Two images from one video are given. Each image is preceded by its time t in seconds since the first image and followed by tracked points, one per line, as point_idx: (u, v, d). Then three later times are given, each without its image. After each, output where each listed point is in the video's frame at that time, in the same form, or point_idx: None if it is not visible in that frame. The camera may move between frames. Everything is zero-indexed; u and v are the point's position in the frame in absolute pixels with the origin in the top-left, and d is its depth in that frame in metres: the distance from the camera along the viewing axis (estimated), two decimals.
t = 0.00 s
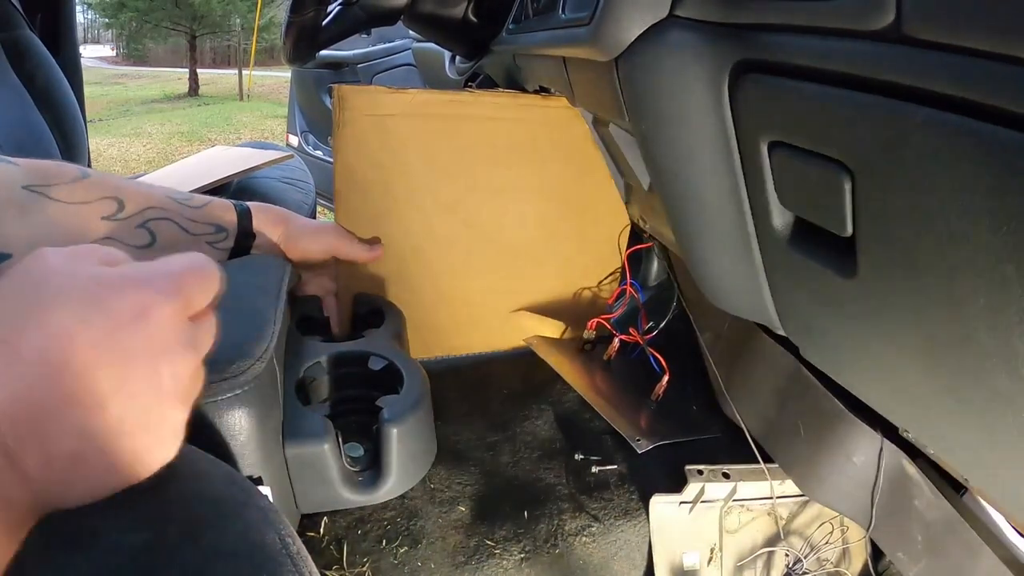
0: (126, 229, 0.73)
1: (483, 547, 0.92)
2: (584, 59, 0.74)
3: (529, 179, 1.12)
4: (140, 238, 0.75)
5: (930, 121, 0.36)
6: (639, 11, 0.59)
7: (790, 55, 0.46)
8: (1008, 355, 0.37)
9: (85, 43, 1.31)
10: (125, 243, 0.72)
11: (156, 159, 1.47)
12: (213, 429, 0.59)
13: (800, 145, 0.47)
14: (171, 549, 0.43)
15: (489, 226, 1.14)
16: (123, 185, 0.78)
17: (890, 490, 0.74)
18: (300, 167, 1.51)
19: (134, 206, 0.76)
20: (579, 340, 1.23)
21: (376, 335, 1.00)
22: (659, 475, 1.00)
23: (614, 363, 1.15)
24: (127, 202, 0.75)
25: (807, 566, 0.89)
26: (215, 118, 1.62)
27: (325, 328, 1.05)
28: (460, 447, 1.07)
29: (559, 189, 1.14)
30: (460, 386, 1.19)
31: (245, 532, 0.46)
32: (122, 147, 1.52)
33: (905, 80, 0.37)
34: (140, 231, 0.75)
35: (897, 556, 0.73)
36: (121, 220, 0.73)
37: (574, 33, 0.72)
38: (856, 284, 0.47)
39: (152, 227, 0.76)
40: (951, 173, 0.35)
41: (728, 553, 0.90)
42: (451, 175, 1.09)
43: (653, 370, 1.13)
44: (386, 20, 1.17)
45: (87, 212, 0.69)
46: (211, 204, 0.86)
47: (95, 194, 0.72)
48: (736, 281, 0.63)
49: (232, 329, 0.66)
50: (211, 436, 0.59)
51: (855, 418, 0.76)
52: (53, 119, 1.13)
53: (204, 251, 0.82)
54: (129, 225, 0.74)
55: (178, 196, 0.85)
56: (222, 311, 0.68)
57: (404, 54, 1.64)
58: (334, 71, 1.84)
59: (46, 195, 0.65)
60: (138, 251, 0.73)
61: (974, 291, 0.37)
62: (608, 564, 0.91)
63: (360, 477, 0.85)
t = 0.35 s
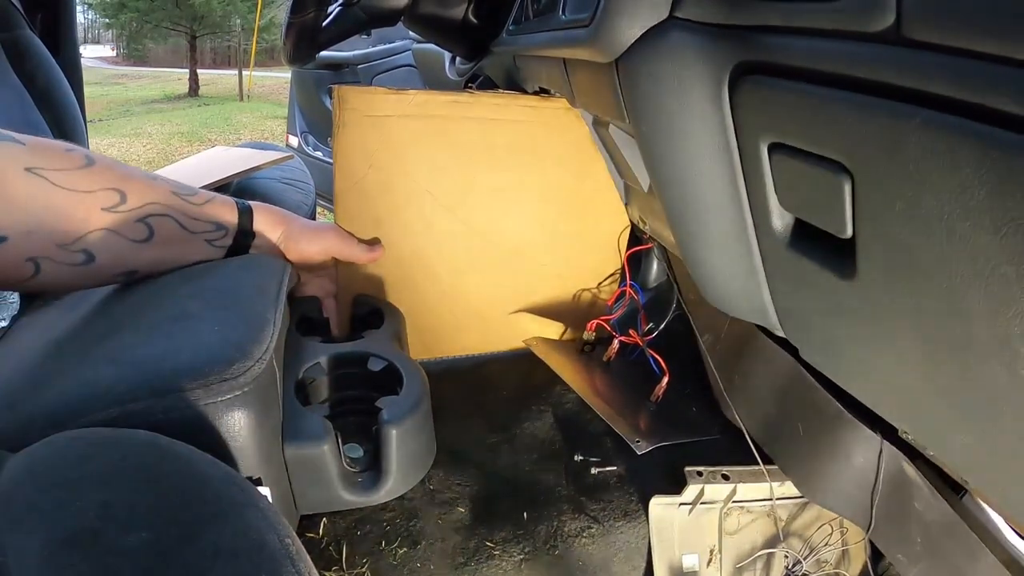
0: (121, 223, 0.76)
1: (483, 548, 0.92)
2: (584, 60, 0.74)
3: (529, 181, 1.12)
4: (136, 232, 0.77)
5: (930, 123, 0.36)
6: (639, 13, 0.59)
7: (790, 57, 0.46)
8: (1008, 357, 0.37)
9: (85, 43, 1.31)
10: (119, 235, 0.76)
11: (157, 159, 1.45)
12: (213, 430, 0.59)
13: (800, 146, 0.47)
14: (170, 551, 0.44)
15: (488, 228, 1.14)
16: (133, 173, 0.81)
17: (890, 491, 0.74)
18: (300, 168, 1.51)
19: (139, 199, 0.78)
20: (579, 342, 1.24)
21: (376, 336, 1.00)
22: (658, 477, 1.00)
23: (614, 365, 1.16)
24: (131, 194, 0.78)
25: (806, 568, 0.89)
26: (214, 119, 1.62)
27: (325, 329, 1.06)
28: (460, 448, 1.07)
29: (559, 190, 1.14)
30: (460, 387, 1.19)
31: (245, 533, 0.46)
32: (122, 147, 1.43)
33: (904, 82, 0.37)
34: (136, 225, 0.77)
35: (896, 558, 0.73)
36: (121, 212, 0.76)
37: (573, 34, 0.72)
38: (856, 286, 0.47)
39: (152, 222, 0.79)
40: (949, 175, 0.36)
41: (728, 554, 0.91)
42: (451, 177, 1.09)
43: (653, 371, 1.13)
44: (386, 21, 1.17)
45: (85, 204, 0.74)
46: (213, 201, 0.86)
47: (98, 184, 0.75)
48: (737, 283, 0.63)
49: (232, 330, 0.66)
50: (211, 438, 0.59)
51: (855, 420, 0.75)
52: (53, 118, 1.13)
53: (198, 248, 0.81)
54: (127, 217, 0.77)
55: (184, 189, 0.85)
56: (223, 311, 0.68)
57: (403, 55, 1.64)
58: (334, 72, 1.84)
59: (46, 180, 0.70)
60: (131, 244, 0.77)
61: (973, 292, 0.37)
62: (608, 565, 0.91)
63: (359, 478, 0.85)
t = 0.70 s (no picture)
0: (123, 225, 0.76)
1: (482, 549, 0.92)
2: (584, 62, 0.74)
3: (529, 181, 1.12)
4: (138, 235, 0.77)
5: (929, 124, 0.36)
6: (639, 14, 0.59)
7: (789, 59, 0.46)
8: (1006, 358, 0.37)
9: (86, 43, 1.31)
10: (123, 238, 0.76)
11: (158, 160, 1.45)
12: (213, 431, 0.59)
13: (800, 148, 0.47)
14: (169, 551, 0.44)
15: (488, 228, 1.14)
16: (138, 175, 0.81)
17: (889, 493, 0.74)
18: (299, 168, 1.51)
19: (142, 202, 0.78)
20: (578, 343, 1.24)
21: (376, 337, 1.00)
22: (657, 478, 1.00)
23: (613, 366, 1.16)
24: (134, 197, 0.78)
25: (805, 569, 0.89)
26: (214, 119, 1.63)
27: (324, 329, 1.05)
28: (459, 449, 1.07)
29: (559, 191, 1.14)
30: (460, 388, 1.19)
31: (244, 534, 0.46)
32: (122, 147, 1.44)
33: (904, 83, 0.37)
34: (139, 227, 0.77)
35: (894, 559, 0.74)
36: (125, 216, 0.76)
37: (573, 36, 0.72)
38: (855, 287, 0.47)
39: (155, 224, 0.79)
40: (948, 177, 0.36)
41: (727, 556, 0.92)
42: (451, 177, 1.09)
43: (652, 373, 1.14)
44: (386, 22, 1.17)
45: (89, 206, 0.73)
46: (215, 202, 0.86)
47: (100, 186, 0.75)
48: (736, 284, 0.63)
49: (232, 330, 0.66)
50: (211, 439, 0.60)
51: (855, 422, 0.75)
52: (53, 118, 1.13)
53: (200, 249, 0.82)
54: (131, 220, 0.77)
55: (185, 191, 0.85)
56: (222, 312, 0.68)
57: (403, 55, 1.64)
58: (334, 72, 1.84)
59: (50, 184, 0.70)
60: (135, 247, 0.77)
61: (972, 294, 0.37)
62: (607, 567, 0.92)
63: (359, 479, 0.85)
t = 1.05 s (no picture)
0: (124, 229, 0.76)
1: (482, 549, 0.92)
2: (584, 62, 0.74)
3: (528, 181, 1.12)
4: (139, 238, 0.77)
5: (929, 124, 0.36)
6: (639, 14, 0.59)
7: (789, 59, 0.46)
8: (1007, 358, 0.37)
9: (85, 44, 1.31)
10: (123, 242, 0.75)
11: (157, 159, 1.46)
12: (213, 431, 0.59)
13: (799, 148, 0.47)
14: (169, 551, 0.44)
15: (488, 229, 1.14)
16: (135, 180, 0.81)
17: (888, 493, 0.74)
18: (299, 168, 1.51)
19: (140, 205, 0.78)
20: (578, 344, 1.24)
21: (375, 337, 1.00)
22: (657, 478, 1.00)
23: (613, 366, 1.16)
24: (132, 201, 0.77)
25: (805, 570, 0.89)
26: (214, 119, 1.64)
27: (325, 329, 1.05)
28: (458, 449, 1.07)
29: (559, 191, 1.14)
30: (459, 388, 1.19)
31: (243, 534, 0.46)
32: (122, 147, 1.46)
33: (904, 84, 0.37)
34: (139, 230, 0.77)
35: (894, 559, 0.74)
36: (124, 219, 0.76)
37: (572, 36, 0.72)
38: (854, 288, 0.47)
39: (154, 228, 0.78)
40: (948, 177, 0.36)
41: (727, 555, 0.91)
42: (451, 178, 1.09)
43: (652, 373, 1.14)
44: (386, 22, 1.17)
45: (88, 210, 0.73)
46: (213, 204, 0.86)
47: (100, 190, 0.75)
48: (736, 284, 0.63)
49: (232, 330, 0.66)
50: (210, 439, 0.60)
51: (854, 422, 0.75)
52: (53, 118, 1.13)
53: (200, 252, 0.81)
54: (130, 224, 0.77)
55: (184, 193, 0.85)
56: (222, 312, 0.68)
57: (404, 55, 1.64)
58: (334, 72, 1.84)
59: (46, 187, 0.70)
60: (134, 250, 0.76)
61: (972, 294, 0.37)
62: (606, 567, 0.91)
63: (358, 479, 0.85)
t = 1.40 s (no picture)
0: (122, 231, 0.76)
1: (482, 549, 0.92)
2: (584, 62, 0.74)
3: (528, 182, 1.12)
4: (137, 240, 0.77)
5: (929, 124, 0.36)
6: (639, 14, 0.59)
7: (789, 60, 0.46)
8: (1007, 358, 0.37)
9: (87, 43, 1.32)
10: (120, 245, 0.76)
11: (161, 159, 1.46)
12: (212, 431, 0.61)
13: (799, 149, 0.47)
14: (170, 551, 0.44)
15: (488, 229, 1.14)
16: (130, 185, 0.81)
17: (888, 493, 0.74)
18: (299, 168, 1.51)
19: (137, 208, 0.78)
20: (578, 344, 1.24)
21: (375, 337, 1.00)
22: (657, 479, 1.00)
23: (614, 366, 1.16)
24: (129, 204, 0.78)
25: (805, 570, 0.89)
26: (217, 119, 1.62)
27: (324, 329, 1.05)
28: (458, 449, 1.07)
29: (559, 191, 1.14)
30: (459, 388, 1.19)
31: (244, 535, 0.46)
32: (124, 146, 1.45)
33: (904, 85, 0.37)
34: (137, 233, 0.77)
35: (894, 559, 0.74)
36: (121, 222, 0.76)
37: (573, 36, 0.72)
38: (854, 288, 0.47)
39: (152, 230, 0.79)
40: (948, 178, 0.36)
41: (728, 556, 0.91)
42: (451, 178, 1.09)
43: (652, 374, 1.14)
44: (386, 22, 1.17)
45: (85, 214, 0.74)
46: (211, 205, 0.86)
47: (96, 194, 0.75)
48: (736, 284, 0.63)
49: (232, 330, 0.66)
50: (211, 439, 0.61)
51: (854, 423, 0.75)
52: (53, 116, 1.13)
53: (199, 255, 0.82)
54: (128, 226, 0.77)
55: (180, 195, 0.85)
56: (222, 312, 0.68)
57: (403, 55, 1.64)
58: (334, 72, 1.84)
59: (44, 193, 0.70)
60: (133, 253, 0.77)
61: (972, 295, 0.37)
62: (607, 568, 0.91)
63: (357, 479, 0.86)
